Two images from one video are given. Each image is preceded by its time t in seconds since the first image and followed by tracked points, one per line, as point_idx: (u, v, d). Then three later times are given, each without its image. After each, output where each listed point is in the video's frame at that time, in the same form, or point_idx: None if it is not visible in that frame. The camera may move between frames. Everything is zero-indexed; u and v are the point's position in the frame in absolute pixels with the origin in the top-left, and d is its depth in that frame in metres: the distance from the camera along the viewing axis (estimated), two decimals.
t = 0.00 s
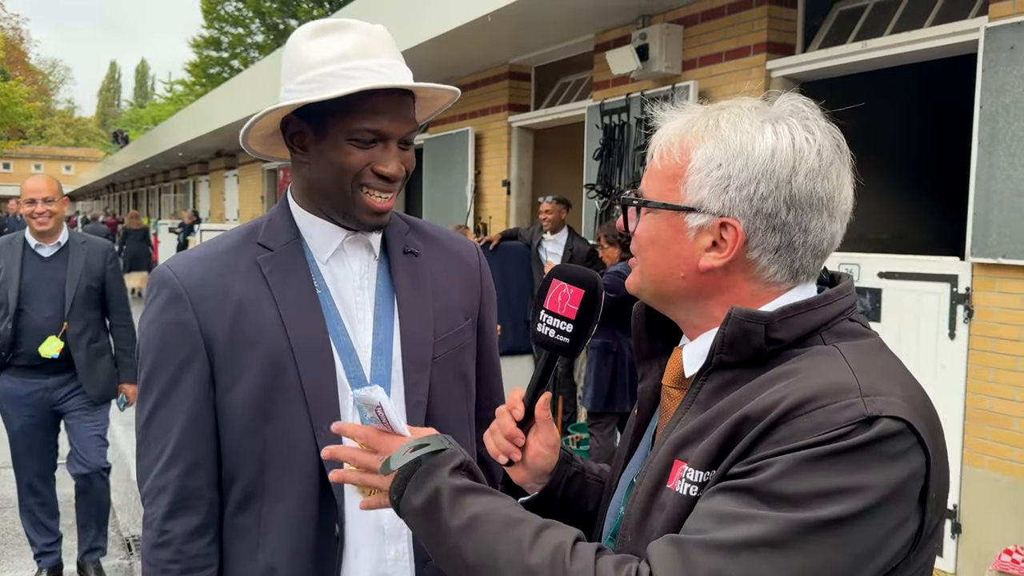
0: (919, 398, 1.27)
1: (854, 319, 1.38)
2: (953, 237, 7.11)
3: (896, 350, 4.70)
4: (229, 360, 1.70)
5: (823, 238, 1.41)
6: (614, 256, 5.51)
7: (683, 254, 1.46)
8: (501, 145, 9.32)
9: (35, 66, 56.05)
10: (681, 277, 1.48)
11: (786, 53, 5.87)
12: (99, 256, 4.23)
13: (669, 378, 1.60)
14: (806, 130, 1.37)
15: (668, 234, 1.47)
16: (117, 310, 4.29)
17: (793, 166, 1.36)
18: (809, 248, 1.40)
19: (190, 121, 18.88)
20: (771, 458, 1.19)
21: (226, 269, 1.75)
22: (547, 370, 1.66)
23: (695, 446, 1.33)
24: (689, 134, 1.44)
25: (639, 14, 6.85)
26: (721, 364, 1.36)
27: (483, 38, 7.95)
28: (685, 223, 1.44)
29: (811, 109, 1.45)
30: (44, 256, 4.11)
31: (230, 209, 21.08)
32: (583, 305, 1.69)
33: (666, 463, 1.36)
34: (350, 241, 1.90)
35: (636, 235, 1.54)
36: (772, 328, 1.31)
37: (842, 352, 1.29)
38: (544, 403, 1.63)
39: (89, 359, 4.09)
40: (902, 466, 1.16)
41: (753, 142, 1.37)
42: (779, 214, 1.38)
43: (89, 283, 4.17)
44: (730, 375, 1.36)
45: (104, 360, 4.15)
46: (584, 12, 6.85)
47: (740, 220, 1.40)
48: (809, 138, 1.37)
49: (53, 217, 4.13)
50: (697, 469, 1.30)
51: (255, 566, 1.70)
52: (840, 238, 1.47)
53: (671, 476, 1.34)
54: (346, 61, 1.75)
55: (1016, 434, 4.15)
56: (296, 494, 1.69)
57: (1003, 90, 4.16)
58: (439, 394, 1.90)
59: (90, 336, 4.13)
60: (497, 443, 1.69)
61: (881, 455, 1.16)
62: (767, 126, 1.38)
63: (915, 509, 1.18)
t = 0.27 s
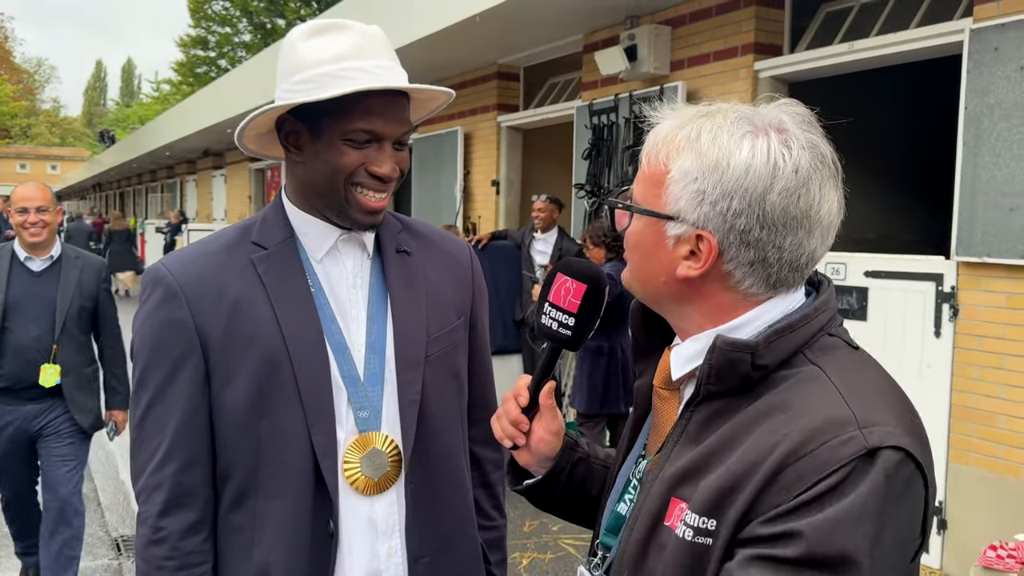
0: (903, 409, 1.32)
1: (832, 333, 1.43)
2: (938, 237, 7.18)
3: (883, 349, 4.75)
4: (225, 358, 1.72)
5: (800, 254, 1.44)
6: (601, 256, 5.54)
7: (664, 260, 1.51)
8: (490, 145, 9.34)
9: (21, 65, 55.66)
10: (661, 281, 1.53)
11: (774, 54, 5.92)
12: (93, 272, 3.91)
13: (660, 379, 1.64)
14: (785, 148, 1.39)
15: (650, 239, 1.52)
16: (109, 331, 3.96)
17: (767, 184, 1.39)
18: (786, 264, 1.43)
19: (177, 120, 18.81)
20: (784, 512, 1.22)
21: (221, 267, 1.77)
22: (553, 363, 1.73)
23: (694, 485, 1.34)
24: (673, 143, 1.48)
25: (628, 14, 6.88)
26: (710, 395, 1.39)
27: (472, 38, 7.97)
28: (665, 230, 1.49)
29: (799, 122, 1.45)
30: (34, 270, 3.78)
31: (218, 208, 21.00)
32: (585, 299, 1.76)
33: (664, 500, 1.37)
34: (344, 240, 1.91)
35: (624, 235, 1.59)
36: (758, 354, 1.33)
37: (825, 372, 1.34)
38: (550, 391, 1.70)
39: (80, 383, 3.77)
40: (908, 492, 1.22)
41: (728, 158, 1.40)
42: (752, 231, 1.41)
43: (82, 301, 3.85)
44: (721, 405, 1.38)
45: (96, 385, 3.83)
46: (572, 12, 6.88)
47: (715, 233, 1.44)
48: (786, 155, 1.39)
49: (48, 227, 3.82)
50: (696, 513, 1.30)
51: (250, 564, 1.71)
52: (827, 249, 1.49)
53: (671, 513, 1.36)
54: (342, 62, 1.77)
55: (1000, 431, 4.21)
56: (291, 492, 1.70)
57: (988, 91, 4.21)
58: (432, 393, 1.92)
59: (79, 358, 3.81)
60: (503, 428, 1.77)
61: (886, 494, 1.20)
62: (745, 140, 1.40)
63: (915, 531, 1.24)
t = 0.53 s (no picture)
0: (887, 412, 1.34)
1: (811, 341, 1.45)
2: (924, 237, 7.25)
3: (869, 349, 4.79)
4: (211, 359, 1.73)
5: (779, 262, 1.46)
6: (590, 257, 5.57)
7: (645, 267, 1.53)
8: (480, 145, 9.36)
9: (8, 64, 55.40)
10: (643, 288, 1.55)
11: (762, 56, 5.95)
12: (83, 266, 3.83)
13: (645, 385, 1.67)
14: (762, 157, 1.41)
15: (631, 246, 1.55)
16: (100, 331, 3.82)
17: (746, 193, 1.41)
18: (766, 271, 1.46)
19: (166, 119, 18.78)
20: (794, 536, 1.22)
21: (207, 270, 1.77)
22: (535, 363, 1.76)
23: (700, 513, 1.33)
24: (652, 151, 1.50)
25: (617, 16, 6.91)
26: (700, 417, 1.41)
27: (461, 38, 7.98)
28: (646, 238, 1.52)
29: (775, 129, 1.47)
30: (16, 260, 3.70)
31: (207, 208, 20.97)
32: (565, 303, 1.79)
33: (671, 533, 1.36)
34: (329, 241, 1.92)
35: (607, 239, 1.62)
36: (736, 368, 1.36)
37: (808, 381, 1.36)
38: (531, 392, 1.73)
39: (62, 385, 3.65)
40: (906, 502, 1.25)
41: (707, 167, 1.42)
42: (732, 240, 1.43)
43: (69, 294, 3.76)
44: (713, 425, 1.40)
45: (79, 388, 3.71)
46: (561, 13, 6.91)
47: (695, 242, 1.46)
48: (764, 164, 1.41)
49: (32, 216, 3.75)
50: (705, 543, 1.29)
51: (238, 564, 1.72)
52: (806, 254, 1.51)
53: (678, 546, 1.35)
54: (327, 63, 1.78)
55: (985, 429, 4.25)
56: (278, 490, 1.71)
57: (972, 92, 4.26)
58: (418, 392, 1.93)
59: (63, 354, 3.69)
60: (487, 428, 1.80)
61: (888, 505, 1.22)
62: (723, 149, 1.42)
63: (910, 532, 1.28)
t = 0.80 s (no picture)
0: (880, 404, 1.38)
1: (809, 335, 1.49)
2: (915, 238, 7.30)
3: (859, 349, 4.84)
4: (207, 362, 1.75)
5: (788, 253, 1.51)
6: (584, 258, 5.60)
7: (660, 270, 1.55)
8: (473, 146, 9.38)
9: None
10: (654, 292, 1.58)
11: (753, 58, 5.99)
12: (61, 280, 3.55)
13: (644, 385, 1.70)
14: (773, 153, 1.46)
15: (641, 251, 1.57)
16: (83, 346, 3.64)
17: (763, 190, 1.45)
18: (778, 263, 1.51)
19: (158, 119, 18.74)
20: (766, 505, 1.27)
21: (203, 273, 1.80)
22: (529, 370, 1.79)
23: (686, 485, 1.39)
24: (660, 158, 1.53)
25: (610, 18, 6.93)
26: (696, 402, 1.46)
27: (455, 39, 8.00)
28: (660, 242, 1.54)
29: (775, 128, 1.52)
30: None
31: (199, 207, 20.95)
32: (561, 310, 1.82)
33: (658, 504, 1.42)
34: (324, 245, 1.94)
35: (609, 249, 1.63)
36: (738, 357, 1.40)
37: (805, 372, 1.40)
38: (524, 400, 1.75)
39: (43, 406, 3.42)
40: (886, 484, 1.28)
41: (725, 168, 1.46)
42: (752, 235, 1.47)
43: (48, 313, 3.47)
44: (706, 411, 1.45)
45: (65, 414, 3.46)
46: (554, 14, 6.93)
47: (714, 241, 1.49)
48: (775, 162, 1.46)
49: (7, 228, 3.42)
50: (686, 511, 1.36)
51: (234, 563, 1.75)
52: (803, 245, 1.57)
53: (664, 516, 1.41)
54: (318, 67, 1.81)
55: (973, 428, 4.30)
56: (274, 490, 1.74)
57: (961, 95, 4.30)
58: (411, 393, 1.96)
59: (47, 380, 3.41)
60: (479, 437, 1.82)
61: (864, 487, 1.26)
62: (736, 150, 1.46)
63: (895, 523, 1.30)
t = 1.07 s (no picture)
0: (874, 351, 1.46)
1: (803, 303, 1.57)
2: (911, 238, 7.35)
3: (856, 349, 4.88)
4: (217, 362, 1.77)
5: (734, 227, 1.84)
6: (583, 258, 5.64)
7: (734, 260, 1.63)
8: (471, 147, 9.40)
9: None
10: (729, 285, 1.64)
11: (750, 60, 6.02)
12: (40, 273, 3.29)
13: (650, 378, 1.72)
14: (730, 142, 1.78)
15: (722, 247, 1.60)
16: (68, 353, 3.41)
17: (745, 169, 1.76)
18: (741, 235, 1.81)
19: (154, 119, 18.72)
20: (774, 429, 1.34)
21: (214, 273, 1.82)
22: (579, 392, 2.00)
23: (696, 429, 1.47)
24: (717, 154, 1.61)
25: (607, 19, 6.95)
26: (700, 356, 1.53)
27: (453, 41, 8.02)
28: (731, 232, 1.63)
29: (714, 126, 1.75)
30: None
31: (195, 208, 20.92)
32: (623, 347, 1.79)
33: (666, 452, 1.49)
34: (332, 247, 1.97)
35: (687, 259, 1.59)
36: (745, 316, 1.48)
37: (807, 329, 1.47)
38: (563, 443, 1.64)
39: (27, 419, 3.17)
40: (881, 413, 1.35)
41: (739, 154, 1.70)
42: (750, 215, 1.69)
43: (25, 309, 3.21)
44: (710, 365, 1.52)
45: (48, 419, 3.24)
46: (552, 16, 6.95)
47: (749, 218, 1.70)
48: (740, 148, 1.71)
49: None
50: (701, 451, 1.43)
51: (242, 560, 1.77)
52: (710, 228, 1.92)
53: (675, 464, 1.47)
54: (321, 70, 1.83)
55: (969, 429, 4.33)
56: (280, 488, 1.76)
57: (957, 98, 4.33)
58: (416, 394, 1.98)
59: (28, 386, 3.18)
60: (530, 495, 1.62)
61: (865, 411, 1.33)
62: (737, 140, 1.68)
63: (891, 450, 1.36)
